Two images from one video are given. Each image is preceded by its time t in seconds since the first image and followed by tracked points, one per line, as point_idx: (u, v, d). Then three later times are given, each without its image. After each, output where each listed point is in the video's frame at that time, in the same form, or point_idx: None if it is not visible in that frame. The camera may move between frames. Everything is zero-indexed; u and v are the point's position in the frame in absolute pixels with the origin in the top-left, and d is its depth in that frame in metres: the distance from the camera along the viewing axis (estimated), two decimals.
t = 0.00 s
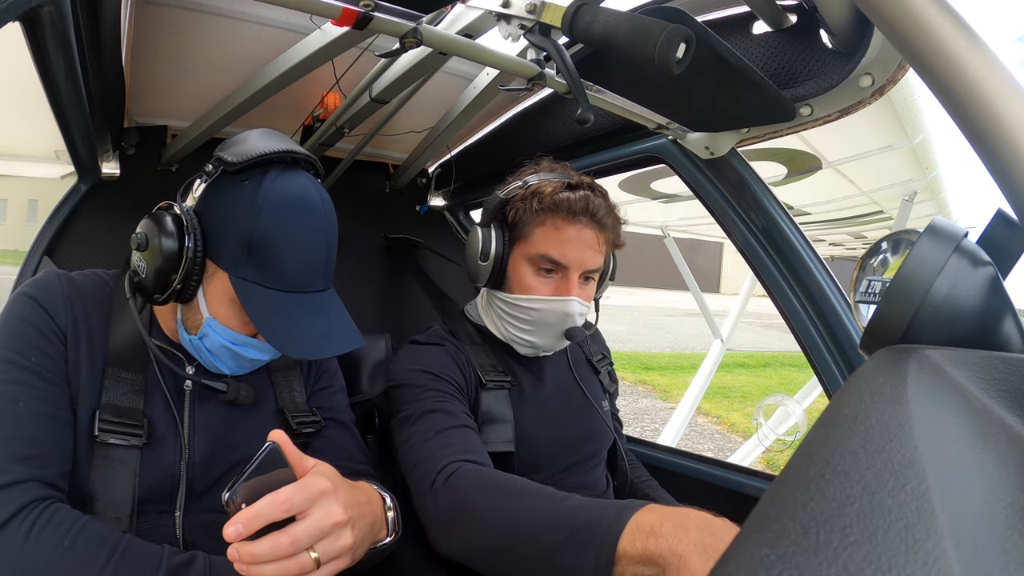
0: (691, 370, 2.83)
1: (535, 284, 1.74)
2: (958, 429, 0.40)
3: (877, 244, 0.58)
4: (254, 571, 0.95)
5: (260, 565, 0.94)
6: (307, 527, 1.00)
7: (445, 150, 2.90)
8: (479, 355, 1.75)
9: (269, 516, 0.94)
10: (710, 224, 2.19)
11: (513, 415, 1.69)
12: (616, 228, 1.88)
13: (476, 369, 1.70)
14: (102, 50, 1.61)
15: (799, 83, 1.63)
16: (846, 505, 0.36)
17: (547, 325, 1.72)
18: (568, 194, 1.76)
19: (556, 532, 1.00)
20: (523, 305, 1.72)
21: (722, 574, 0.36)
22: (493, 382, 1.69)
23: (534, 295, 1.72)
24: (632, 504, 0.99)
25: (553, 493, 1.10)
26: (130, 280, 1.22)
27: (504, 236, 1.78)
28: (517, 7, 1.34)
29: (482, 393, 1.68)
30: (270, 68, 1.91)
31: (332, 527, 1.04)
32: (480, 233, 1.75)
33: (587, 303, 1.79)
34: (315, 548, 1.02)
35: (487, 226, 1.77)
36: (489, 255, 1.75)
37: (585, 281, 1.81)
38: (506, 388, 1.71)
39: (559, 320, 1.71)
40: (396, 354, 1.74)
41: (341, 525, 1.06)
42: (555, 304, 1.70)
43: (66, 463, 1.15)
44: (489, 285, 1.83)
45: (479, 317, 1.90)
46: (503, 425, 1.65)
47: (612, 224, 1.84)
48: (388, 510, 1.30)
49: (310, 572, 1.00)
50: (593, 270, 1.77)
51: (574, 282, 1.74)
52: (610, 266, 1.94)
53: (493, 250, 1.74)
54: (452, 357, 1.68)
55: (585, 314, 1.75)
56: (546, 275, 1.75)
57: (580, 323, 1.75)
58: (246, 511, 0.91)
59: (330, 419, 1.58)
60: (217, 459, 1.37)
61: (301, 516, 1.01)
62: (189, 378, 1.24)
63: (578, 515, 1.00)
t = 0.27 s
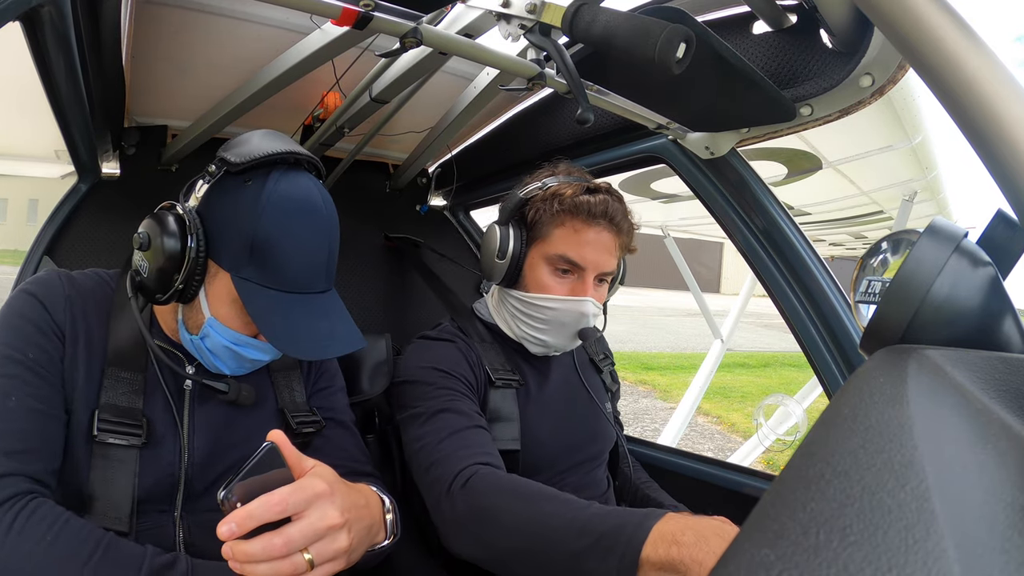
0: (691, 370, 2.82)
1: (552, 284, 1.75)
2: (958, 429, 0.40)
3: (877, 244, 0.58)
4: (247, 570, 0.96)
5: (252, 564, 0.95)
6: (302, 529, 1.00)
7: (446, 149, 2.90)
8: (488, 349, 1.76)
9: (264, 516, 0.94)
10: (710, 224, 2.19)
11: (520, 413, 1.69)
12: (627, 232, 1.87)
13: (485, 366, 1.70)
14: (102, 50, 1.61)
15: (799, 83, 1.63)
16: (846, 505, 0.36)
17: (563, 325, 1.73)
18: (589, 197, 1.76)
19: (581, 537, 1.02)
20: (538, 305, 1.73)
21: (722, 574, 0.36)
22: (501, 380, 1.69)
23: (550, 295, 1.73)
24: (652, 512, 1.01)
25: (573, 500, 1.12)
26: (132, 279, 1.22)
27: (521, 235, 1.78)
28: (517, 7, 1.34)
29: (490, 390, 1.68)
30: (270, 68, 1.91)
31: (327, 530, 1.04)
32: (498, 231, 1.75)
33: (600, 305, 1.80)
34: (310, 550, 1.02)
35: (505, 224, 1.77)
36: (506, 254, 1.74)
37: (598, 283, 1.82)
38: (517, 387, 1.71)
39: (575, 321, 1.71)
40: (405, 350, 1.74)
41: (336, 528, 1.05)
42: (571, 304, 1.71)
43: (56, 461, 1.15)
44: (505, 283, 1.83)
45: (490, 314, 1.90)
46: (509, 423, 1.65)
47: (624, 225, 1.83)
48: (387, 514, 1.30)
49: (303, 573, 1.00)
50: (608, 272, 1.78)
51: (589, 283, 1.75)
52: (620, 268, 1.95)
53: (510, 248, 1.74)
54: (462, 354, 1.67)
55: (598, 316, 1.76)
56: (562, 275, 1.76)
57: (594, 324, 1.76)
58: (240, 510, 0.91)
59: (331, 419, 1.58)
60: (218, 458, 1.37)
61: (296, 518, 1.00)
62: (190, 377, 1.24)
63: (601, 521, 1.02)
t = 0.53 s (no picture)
0: (692, 370, 2.82)
1: (562, 284, 1.75)
2: (958, 429, 0.40)
3: (877, 244, 0.58)
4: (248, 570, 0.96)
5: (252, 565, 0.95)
6: (303, 531, 1.00)
7: (446, 149, 2.90)
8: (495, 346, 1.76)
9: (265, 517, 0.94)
10: (710, 223, 2.19)
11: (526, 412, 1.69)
12: (635, 234, 1.87)
13: (494, 365, 1.70)
14: (103, 50, 1.61)
15: (800, 83, 1.63)
16: (846, 505, 0.36)
17: (573, 325, 1.73)
18: (601, 199, 1.77)
19: (596, 546, 1.02)
20: (548, 304, 1.72)
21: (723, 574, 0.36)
22: (508, 378, 1.69)
23: (561, 294, 1.73)
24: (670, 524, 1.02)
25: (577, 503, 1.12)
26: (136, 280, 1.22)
27: (533, 235, 1.78)
28: (517, 7, 1.34)
29: (498, 388, 1.67)
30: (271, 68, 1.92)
31: (329, 533, 1.04)
32: (510, 229, 1.75)
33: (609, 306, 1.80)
34: (310, 551, 1.02)
35: (517, 223, 1.77)
36: (517, 252, 1.74)
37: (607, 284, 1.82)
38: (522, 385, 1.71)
39: (585, 322, 1.71)
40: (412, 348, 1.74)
41: (337, 530, 1.05)
42: (581, 303, 1.71)
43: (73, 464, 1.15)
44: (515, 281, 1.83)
45: (498, 314, 1.90)
46: (515, 421, 1.64)
47: (631, 227, 1.83)
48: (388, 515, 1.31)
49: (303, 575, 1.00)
50: (618, 273, 1.78)
51: (600, 284, 1.75)
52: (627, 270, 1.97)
53: (522, 247, 1.75)
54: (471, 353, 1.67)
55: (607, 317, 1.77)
56: (572, 275, 1.76)
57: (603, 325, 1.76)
58: (241, 512, 0.91)
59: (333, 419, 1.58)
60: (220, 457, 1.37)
61: (297, 519, 1.01)
62: (192, 377, 1.24)
63: (616, 530, 1.02)
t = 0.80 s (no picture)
0: (692, 369, 2.83)
1: (562, 283, 1.75)
2: (959, 429, 0.40)
3: (878, 244, 0.58)
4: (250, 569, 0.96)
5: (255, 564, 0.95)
6: (306, 528, 1.00)
7: (446, 149, 2.90)
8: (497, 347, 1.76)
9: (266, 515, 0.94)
10: (710, 224, 2.19)
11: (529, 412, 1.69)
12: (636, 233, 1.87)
13: (498, 363, 1.70)
14: (104, 50, 1.61)
15: (800, 83, 1.63)
16: (847, 505, 0.36)
17: (573, 325, 1.73)
18: (602, 198, 1.77)
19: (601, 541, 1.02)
20: (549, 303, 1.72)
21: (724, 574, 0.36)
22: (512, 376, 1.69)
23: (561, 294, 1.73)
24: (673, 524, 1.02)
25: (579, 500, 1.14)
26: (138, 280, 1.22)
27: (533, 235, 1.78)
28: (517, 7, 1.34)
29: (503, 386, 1.68)
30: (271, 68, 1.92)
31: (331, 530, 1.04)
32: (510, 230, 1.75)
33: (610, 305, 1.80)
34: (312, 550, 1.02)
35: (517, 223, 1.77)
36: (517, 252, 1.74)
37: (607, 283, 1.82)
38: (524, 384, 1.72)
39: (586, 321, 1.71)
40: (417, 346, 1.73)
41: (338, 528, 1.06)
42: (582, 302, 1.71)
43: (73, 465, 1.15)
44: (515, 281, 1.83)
45: (499, 313, 1.90)
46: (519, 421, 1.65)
47: (632, 227, 1.84)
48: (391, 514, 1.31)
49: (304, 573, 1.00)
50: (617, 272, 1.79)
51: (601, 282, 1.75)
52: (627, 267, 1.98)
53: (522, 247, 1.74)
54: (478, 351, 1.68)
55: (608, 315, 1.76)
56: (572, 274, 1.76)
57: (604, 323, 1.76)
58: (242, 510, 0.92)
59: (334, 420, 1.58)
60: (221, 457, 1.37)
61: (298, 518, 1.01)
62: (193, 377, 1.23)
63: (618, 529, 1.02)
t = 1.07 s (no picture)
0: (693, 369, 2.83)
1: (564, 282, 1.74)
2: (959, 429, 0.40)
3: (878, 245, 0.58)
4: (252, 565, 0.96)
5: (259, 559, 0.94)
6: (311, 524, 1.00)
7: (447, 149, 2.90)
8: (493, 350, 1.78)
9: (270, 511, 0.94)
10: (711, 224, 2.19)
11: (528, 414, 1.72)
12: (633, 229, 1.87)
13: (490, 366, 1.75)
14: (105, 50, 1.61)
15: (800, 83, 1.63)
16: (846, 505, 0.36)
17: (576, 320, 1.72)
18: (597, 195, 1.77)
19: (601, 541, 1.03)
20: (553, 303, 1.72)
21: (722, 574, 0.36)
22: (508, 381, 1.72)
23: (563, 293, 1.72)
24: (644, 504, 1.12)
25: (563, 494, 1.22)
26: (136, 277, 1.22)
27: (533, 237, 1.78)
28: (518, 8, 1.35)
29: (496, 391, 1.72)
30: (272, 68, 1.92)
31: (336, 527, 1.04)
32: (509, 235, 1.75)
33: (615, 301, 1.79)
34: (315, 547, 1.02)
35: (515, 228, 1.78)
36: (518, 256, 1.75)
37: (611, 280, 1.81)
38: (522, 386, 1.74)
39: (588, 316, 1.71)
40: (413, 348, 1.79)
41: (342, 525, 1.05)
42: (585, 300, 1.70)
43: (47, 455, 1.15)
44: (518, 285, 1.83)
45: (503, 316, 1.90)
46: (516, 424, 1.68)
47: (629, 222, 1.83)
48: (392, 514, 1.30)
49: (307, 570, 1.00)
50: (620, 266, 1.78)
51: (604, 279, 1.74)
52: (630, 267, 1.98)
53: (521, 251, 1.75)
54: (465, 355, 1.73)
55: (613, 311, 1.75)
56: (574, 273, 1.75)
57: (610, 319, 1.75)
58: (247, 504, 0.92)
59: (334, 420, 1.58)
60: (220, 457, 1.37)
61: (303, 514, 1.00)
62: (192, 376, 1.23)
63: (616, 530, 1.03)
